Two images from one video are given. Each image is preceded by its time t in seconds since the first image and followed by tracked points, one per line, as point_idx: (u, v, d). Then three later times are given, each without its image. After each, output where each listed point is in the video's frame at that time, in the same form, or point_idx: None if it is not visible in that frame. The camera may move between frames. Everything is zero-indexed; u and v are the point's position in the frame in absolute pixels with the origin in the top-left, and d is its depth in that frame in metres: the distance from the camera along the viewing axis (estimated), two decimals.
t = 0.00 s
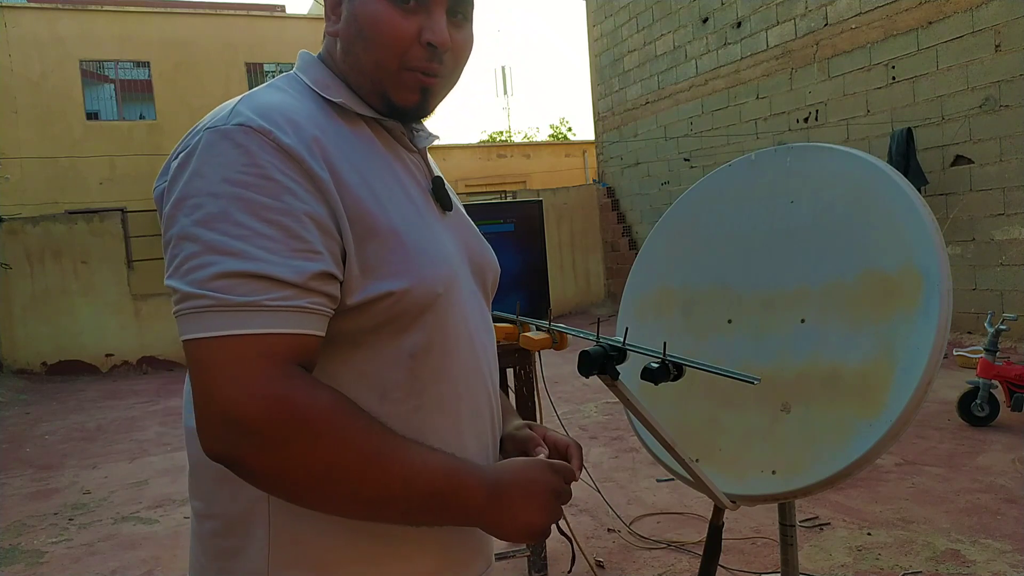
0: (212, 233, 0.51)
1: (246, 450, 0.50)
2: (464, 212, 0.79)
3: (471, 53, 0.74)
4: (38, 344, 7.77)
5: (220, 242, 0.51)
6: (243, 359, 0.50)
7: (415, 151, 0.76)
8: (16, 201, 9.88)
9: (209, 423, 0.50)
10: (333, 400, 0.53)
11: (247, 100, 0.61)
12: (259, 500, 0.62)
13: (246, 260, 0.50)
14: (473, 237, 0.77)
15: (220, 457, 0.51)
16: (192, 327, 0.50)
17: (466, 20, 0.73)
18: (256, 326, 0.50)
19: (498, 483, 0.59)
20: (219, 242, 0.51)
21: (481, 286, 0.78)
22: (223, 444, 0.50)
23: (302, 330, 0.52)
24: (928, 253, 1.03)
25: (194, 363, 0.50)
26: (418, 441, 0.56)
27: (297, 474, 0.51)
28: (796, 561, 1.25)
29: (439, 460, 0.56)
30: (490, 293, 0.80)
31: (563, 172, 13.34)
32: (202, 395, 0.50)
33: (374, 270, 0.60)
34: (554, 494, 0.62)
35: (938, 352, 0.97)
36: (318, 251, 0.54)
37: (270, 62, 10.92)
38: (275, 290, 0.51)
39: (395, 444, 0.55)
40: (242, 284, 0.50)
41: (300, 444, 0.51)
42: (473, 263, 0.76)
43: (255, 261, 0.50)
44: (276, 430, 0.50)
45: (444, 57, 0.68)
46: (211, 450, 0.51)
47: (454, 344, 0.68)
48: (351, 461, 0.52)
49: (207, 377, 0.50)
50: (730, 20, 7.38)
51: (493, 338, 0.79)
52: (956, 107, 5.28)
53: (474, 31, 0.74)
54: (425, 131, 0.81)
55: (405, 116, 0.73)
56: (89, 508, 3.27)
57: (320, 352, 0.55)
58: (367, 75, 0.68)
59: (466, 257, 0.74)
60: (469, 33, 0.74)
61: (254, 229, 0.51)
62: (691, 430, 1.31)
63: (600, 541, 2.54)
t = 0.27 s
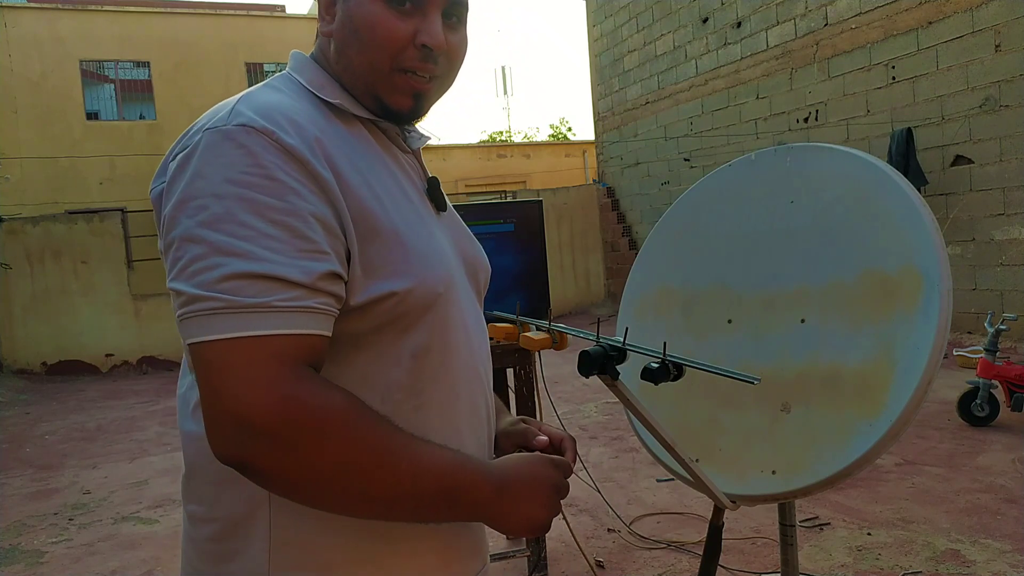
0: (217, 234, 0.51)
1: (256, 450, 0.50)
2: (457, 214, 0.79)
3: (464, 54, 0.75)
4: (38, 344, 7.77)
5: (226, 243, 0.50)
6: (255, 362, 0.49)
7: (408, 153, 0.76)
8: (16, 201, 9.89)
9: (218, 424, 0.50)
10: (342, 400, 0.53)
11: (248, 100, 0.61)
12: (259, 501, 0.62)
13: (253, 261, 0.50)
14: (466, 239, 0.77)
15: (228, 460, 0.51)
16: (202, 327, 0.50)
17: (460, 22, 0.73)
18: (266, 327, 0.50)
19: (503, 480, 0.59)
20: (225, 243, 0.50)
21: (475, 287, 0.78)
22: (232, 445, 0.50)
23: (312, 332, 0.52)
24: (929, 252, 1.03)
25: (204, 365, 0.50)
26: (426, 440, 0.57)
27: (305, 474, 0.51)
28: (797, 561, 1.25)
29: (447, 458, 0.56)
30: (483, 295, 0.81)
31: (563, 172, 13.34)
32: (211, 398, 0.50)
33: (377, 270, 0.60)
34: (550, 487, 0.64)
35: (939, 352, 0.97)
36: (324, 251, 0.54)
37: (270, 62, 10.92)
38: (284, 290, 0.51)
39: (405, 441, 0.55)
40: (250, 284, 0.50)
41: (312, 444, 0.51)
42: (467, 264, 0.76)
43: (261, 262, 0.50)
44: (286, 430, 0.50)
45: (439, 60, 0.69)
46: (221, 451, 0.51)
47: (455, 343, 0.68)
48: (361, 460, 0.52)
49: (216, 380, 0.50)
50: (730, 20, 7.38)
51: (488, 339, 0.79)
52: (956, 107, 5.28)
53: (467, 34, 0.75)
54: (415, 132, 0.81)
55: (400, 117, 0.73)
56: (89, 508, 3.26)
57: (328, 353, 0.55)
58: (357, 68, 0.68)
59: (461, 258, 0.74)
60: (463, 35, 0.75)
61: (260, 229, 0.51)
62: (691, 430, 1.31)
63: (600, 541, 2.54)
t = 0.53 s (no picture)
0: (211, 237, 0.51)
1: (251, 453, 0.50)
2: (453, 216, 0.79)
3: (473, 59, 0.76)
4: (38, 344, 7.77)
5: (219, 246, 0.50)
6: (250, 366, 0.50)
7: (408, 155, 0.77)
8: (17, 201, 9.89)
9: (214, 428, 0.50)
10: (337, 401, 0.53)
11: (242, 101, 0.61)
12: (255, 505, 0.62)
13: (247, 264, 0.50)
14: (462, 240, 0.77)
15: (224, 465, 0.51)
16: (195, 331, 0.50)
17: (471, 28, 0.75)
18: (260, 331, 0.50)
19: (498, 479, 0.60)
20: (219, 247, 0.50)
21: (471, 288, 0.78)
22: (227, 448, 0.50)
23: (306, 336, 0.52)
24: (927, 253, 1.03)
25: (198, 370, 0.50)
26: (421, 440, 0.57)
27: (300, 476, 0.51)
28: (797, 561, 1.25)
29: (441, 458, 0.56)
30: (479, 295, 0.81)
31: (563, 172, 13.34)
32: (206, 403, 0.50)
33: (372, 273, 0.60)
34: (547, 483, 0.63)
35: (938, 352, 0.97)
36: (320, 254, 0.54)
37: (270, 62, 10.92)
38: (278, 294, 0.51)
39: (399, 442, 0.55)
40: (245, 288, 0.50)
41: (308, 446, 0.51)
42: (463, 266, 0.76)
43: (256, 265, 0.50)
44: (280, 433, 0.50)
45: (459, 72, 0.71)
46: (217, 457, 0.51)
47: (451, 345, 0.68)
48: (356, 461, 0.52)
49: (211, 385, 0.50)
50: (730, 20, 7.38)
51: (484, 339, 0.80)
52: (956, 107, 5.28)
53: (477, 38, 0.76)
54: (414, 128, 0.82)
55: (411, 121, 0.75)
56: (89, 508, 3.27)
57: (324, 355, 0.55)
58: (370, 61, 0.68)
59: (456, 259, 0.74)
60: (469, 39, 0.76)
61: (254, 232, 0.51)
62: (690, 431, 1.31)
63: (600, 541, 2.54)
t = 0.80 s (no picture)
0: (201, 241, 0.51)
1: (241, 456, 0.50)
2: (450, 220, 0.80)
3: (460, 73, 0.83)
4: (38, 344, 7.77)
5: (209, 250, 0.50)
6: (240, 370, 0.50)
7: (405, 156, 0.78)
8: (16, 201, 9.89)
9: (206, 433, 0.50)
10: (329, 403, 0.53)
11: (233, 103, 0.61)
12: (251, 508, 0.63)
13: (236, 269, 0.50)
14: (457, 241, 0.78)
15: (215, 469, 0.51)
16: (185, 335, 0.50)
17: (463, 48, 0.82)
18: (249, 334, 0.50)
19: (493, 474, 0.60)
20: (210, 251, 0.50)
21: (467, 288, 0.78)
22: (219, 451, 0.50)
23: (298, 339, 0.52)
24: (923, 254, 1.03)
25: (188, 373, 0.50)
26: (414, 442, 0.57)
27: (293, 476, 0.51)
28: (797, 561, 1.25)
29: (433, 460, 0.56)
30: (474, 294, 0.81)
31: (563, 172, 13.34)
32: (196, 407, 0.50)
33: (367, 275, 0.60)
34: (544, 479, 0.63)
35: (938, 352, 0.97)
36: (311, 257, 0.54)
37: (270, 62, 10.92)
38: (267, 298, 0.50)
39: (391, 443, 0.55)
40: (235, 292, 0.50)
41: (301, 448, 0.51)
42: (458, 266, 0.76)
43: (248, 268, 0.50)
44: (273, 435, 0.50)
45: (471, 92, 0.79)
46: (211, 462, 0.51)
47: (446, 346, 0.68)
48: (348, 462, 0.52)
49: (201, 388, 0.50)
50: (730, 20, 7.38)
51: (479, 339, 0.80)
52: (956, 107, 5.28)
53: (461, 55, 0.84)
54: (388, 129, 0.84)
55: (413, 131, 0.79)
56: (89, 508, 3.27)
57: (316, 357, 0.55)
58: (402, 68, 0.70)
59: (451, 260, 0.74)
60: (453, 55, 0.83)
61: (246, 236, 0.51)
62: (689, 430, 1.31)
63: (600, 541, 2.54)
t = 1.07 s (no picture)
0: (207, 239, 0.51)
1: (242, 456, 0.50)
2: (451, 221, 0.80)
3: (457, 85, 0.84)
4: (38, 344, 7.78)
5: (215, 249, 0.50)
6: (242, 369, 0.49)
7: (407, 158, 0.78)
8: (16, 201, 9.89)
9: (206, 433, 0.50)
10: (329, 404, 0.53)
11: (240, 102, 0.61)
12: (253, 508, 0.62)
13: (243, 268, 0.50)
14: (458, 243, 0.78)
15: (215, 466, 0.51)
16: (189, 333, 0.50)
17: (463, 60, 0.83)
18: (252, 333, 0.50)
19: (493, 484, 0.58)
20: (215, 249, 0.50)
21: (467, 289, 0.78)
22: (219, 450, 0.50)
23: (301, 338, 0.52)
24: (925, 254, 1.03)
25: (190, 371, 0.50)
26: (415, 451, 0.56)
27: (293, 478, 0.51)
28: (797, 561, 1.25)
29: (432, 470, 0.55)
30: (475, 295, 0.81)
31: (563, 172, 13.34)
32: (198, 405, 0.50)
33: (372, 275, 0.60)
34: (550, 493, 0.61)
35: (938, 352, 0.97)
36: (316, 258, 0.54)
37: (270, 62, 10.91)
38: (271, 297, 0.50)
39: (391, 449, 0.54)
40: (240, 291, 0.50)
41: (302, 449, 0.51)
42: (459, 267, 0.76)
43: (254, 268, 0.50)
44: (274, 436, 0.50)
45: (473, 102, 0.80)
46: (211, 460, 0.51)
47: (448, 346, 0.68)
48: (348, 468, 0.52)
49: (203, 387, 0.50)
50: (730, 20, 7.38)
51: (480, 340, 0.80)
52: (956, 107, 5.28)
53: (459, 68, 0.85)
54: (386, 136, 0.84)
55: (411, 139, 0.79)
56: (89, 508, 3.27)
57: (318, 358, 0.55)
58: (412, 73, 0.70)
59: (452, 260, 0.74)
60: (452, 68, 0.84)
61: (251, 235, 0.51)
62: (690, 430, 1.31)
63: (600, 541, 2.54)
